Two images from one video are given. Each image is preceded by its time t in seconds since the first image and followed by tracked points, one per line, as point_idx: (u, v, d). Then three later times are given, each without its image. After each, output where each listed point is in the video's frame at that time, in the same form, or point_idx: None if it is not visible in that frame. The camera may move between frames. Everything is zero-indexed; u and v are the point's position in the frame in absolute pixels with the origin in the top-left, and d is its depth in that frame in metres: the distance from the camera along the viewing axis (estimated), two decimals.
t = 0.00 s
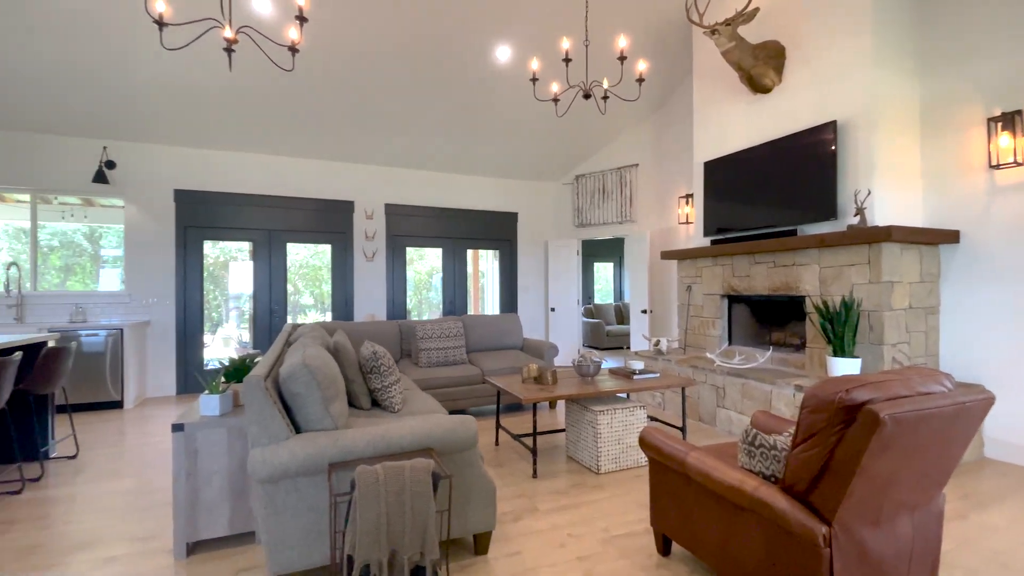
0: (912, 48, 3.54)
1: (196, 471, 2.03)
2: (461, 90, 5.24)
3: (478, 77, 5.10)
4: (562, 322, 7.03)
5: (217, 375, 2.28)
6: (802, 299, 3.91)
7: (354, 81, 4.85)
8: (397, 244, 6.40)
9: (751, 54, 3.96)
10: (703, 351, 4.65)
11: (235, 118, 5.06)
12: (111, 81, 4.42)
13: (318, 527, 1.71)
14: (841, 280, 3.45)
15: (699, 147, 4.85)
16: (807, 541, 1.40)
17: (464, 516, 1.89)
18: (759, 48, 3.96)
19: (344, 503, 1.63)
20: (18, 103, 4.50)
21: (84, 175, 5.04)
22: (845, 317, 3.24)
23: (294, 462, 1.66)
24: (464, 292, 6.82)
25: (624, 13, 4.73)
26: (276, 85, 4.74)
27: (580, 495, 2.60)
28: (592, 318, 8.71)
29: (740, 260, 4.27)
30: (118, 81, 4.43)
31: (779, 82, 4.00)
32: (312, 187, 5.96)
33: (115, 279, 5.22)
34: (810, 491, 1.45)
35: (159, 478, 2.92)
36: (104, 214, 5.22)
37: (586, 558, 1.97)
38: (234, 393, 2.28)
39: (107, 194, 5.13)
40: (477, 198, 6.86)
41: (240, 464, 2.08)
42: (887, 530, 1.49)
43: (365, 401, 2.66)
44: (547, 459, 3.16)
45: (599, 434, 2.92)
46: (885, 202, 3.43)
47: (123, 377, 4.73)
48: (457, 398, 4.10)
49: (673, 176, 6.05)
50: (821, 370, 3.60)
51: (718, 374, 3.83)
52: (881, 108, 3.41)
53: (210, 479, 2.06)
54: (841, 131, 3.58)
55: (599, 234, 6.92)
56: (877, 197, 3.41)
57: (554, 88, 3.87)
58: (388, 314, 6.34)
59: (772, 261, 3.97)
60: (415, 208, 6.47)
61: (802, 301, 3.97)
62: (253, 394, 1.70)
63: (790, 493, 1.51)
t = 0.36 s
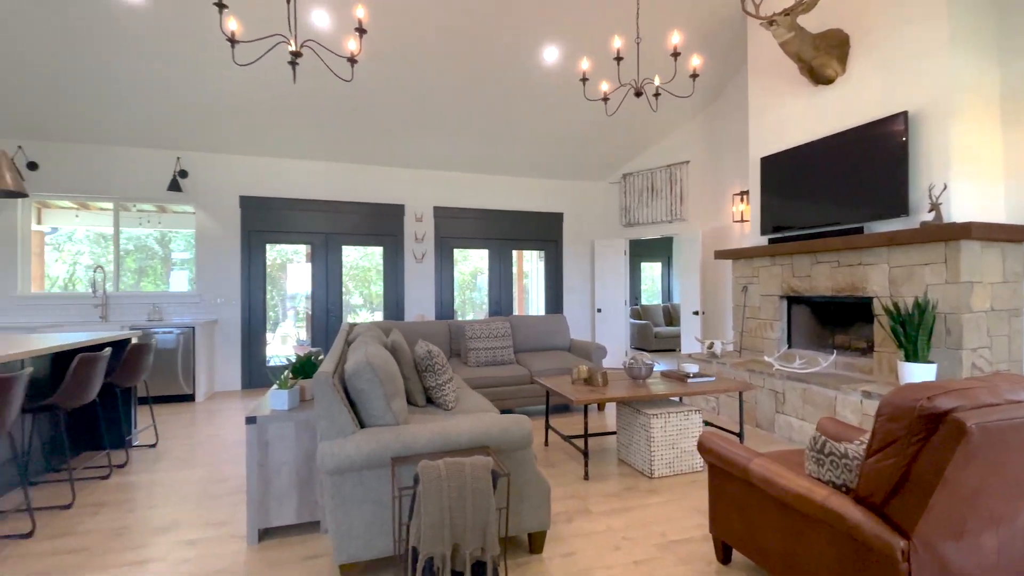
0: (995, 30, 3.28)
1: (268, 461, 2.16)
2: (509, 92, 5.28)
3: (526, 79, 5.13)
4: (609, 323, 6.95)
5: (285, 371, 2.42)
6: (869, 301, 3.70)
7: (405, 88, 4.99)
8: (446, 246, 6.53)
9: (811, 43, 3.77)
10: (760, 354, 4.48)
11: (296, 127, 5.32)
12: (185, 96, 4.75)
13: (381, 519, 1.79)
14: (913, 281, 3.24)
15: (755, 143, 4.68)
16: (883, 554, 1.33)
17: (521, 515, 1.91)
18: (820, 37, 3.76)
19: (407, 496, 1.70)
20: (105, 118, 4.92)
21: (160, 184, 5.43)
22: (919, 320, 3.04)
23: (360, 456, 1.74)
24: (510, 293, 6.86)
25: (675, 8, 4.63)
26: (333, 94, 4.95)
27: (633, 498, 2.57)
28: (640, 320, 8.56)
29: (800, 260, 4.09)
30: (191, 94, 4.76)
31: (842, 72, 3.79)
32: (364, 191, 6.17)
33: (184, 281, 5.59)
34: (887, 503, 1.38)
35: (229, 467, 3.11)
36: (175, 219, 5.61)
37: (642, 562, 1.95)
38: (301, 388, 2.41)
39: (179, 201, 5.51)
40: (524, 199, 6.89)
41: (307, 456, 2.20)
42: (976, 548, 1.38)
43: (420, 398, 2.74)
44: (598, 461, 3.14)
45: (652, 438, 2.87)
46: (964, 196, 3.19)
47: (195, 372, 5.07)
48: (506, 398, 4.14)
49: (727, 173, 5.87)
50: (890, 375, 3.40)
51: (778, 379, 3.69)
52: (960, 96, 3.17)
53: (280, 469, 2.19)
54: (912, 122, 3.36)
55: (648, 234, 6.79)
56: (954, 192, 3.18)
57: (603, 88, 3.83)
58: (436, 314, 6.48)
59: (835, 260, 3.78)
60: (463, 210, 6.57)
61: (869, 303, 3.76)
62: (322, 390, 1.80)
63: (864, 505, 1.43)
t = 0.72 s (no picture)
0: None
1: (339, 454, 2.28)
2: (565, 93, 5.28)
3: (581, 78, 5.11)
4: (666, 325, 6.77)
5: (354, 368, 2.55)
6: (960, 303, 3.40)
7: (462, 92, 5.11)
8: (500, 247, 6.59)
9: (891, 27, 3.49)
10: (834, 359, 4.23)
11: (359, 133, 5.56)
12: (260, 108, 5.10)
13: (446, 514, 1.84)
14: (1011, 281, 2.95)
15: (827, 135, 4.42)
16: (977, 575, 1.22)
17: (583, 518, 1.91)
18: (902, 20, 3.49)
19: (472, 494, 1.75)
20: (190, 133, 5.34)
21: (237, 192, 5.84)
22: (1018, 324, 2.74)
23: (426, 452, 1.81)
24: (565, 294, 6.84)
25: None
26: (395, 101, 5.15)
27: (696, 506, 2.50)
28: (699, 321, 8.28)
29: (879, 259, 3.82)
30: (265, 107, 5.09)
31: (926, 56, 3.52)
32: (422, 194, 6.35)
33: (256, 282, 5.98)
34: (986, 521, 1.27)
35: (301, 459, 3.29)
36: (249, 225, 6.01)
37: (709, 572, 1.89)
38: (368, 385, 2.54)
39: (253, 208, 5.89)
40: (579, 199, 6.84)
41: (375, 450, 2.30)
42: None
43: (479, 398, 2.79)
44: (659, 467, 3.08)
45: (716, 445, 2.78)
46: None
47: (267, 368, 5.40)
48: (563, 399, 4.13)
49: (795, 168, 5.57)
50: (985, 385, 3.10)
51: (854, 386, 3.46)
52: None
53: (350, 462, 2.30)
54: (1010, 108, 3.06)
55: (708, 233, 6.56)
56: None
57: (663, 84, 3.74)
58: (491, 315, 6.56)
59: (919, 259, 3.50)
60: (517, 211, 6.62)
61: (960, 305, 3.45)
62: (391, 387, 1.88)
63: (958, 523, 1.32)
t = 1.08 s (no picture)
0: None
1: (403, 449, 2.37)
2: (620, 90, 5.21)
3: (636, 75, 5.04)
4: (728, 327, 6.51)
5: (416, 367, 2.64)
6: None
7: (514, 94, 5.18)
8: (554, 248, 6.58)
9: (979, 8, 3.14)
10: (918, 366, 3.91)
11: (417, 138, 5.74)
12: (326, 118, 5.38)
13: (507, 512, 1.88)
14: None
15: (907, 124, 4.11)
16: None
17: (644, 523, 1.89)
18: None
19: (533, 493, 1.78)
20: (263, 143, 5.72)
21: (305, 198, 6.19)
22: None
23: (487, 450, 1.85)
24: (619, 295, 6.72)
25: None
26: (452, 106, 5.29)
27: (763, 517, 2.40)
28: (764, 324, 7.91)
29: (969, 257, 3.50)
30: (330, 117, 5.37)
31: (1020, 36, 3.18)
32: (478, 197, 6.46)
33: (321, 283, 6.30)
34: None
35: (366, 452, 3.45)
36: (315, 229, 6.34)
37: None
38: (430, 383, 2.62)
39: (318, 213, 6.21)
40: (635, 198, 6.69)
41: (437, 447, 2.38)
42: None
43: (536, 398, 2.81)
44: (722, 475, 2.98)
45: (785, 454, 2.65)
46: None
47: (332, 365, 5.68)
48: (620, 402, 4.08)
49: (872, 160, 5.22)
50: None
51: (940, 395, 3.19)
52: None
53: (413, 457, 2.39)
54: None
55: (774, 230, 6.26)
56: None
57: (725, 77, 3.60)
58: (545, 315, 6.57)
59: (1015, 257, 3.17)
60: (571, 211, 6.57)
61: None
62: (453, 386, 1.94)
63: None
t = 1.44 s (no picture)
0: None
1: (463, 446, 2.44)
2: (680, 86, 5.08)
3: (696, 69, 4.89)
4: (797, 329, 6.16)
5: (475, 367, 2.70)
6: None
7: (570, 93, 5.17)
8: (610, 248, 6.49)
9: None
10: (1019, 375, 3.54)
11: (474, 142, 5.86)
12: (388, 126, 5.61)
13: (566, 514, 1.89)
14: None
15: (1005, 108, 3.74)
16: None
17: (709, 533, 1.85)
18: None
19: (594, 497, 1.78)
20: (329, 152, 6.02)
21: (368, 203, 6.46)
22: None
23: (547, 451, 1.87)
24: (679, 295, 6.52)
25: None
26: (509, 108, 5.37)
27: (839, 533, 2.26)
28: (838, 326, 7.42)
29: None
30: (391, 124, 5.59)
31: None
32: (533, 198, 6.49)
33: (381, 284, 6.56)
34: None
35: (427, 448, 3.56)
36: (377, 232, 6.61)
37: None
38: (488, 383, 2.67)
39: (380, 217, 6.47)
40: (695, 196, 6.47)
41: (496, 446, 2.42)
42: None
43: (594, 401, 2.79)
44: (792, 486, 2.83)
45: (863, 467, 2.49)
46: None
47: (393, 363, 5.90)
48: (681, 407, 3.98)
49: (963, 148, 4.79)
50: None
51: None
52: None
53: (472, 455, 2.44)
54: None
55: (848, 227, 5.87)
56: None
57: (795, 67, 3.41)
58: (601, 316, 6.49)
59: None
60: (628, 211, 6.46)
61: None
62: (511, 386, 1.97)
63: None
